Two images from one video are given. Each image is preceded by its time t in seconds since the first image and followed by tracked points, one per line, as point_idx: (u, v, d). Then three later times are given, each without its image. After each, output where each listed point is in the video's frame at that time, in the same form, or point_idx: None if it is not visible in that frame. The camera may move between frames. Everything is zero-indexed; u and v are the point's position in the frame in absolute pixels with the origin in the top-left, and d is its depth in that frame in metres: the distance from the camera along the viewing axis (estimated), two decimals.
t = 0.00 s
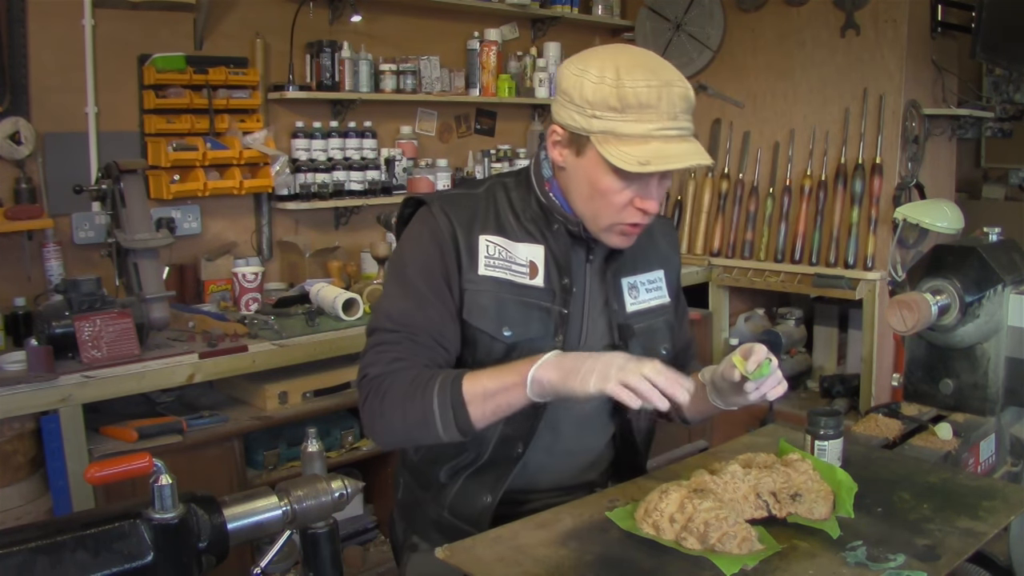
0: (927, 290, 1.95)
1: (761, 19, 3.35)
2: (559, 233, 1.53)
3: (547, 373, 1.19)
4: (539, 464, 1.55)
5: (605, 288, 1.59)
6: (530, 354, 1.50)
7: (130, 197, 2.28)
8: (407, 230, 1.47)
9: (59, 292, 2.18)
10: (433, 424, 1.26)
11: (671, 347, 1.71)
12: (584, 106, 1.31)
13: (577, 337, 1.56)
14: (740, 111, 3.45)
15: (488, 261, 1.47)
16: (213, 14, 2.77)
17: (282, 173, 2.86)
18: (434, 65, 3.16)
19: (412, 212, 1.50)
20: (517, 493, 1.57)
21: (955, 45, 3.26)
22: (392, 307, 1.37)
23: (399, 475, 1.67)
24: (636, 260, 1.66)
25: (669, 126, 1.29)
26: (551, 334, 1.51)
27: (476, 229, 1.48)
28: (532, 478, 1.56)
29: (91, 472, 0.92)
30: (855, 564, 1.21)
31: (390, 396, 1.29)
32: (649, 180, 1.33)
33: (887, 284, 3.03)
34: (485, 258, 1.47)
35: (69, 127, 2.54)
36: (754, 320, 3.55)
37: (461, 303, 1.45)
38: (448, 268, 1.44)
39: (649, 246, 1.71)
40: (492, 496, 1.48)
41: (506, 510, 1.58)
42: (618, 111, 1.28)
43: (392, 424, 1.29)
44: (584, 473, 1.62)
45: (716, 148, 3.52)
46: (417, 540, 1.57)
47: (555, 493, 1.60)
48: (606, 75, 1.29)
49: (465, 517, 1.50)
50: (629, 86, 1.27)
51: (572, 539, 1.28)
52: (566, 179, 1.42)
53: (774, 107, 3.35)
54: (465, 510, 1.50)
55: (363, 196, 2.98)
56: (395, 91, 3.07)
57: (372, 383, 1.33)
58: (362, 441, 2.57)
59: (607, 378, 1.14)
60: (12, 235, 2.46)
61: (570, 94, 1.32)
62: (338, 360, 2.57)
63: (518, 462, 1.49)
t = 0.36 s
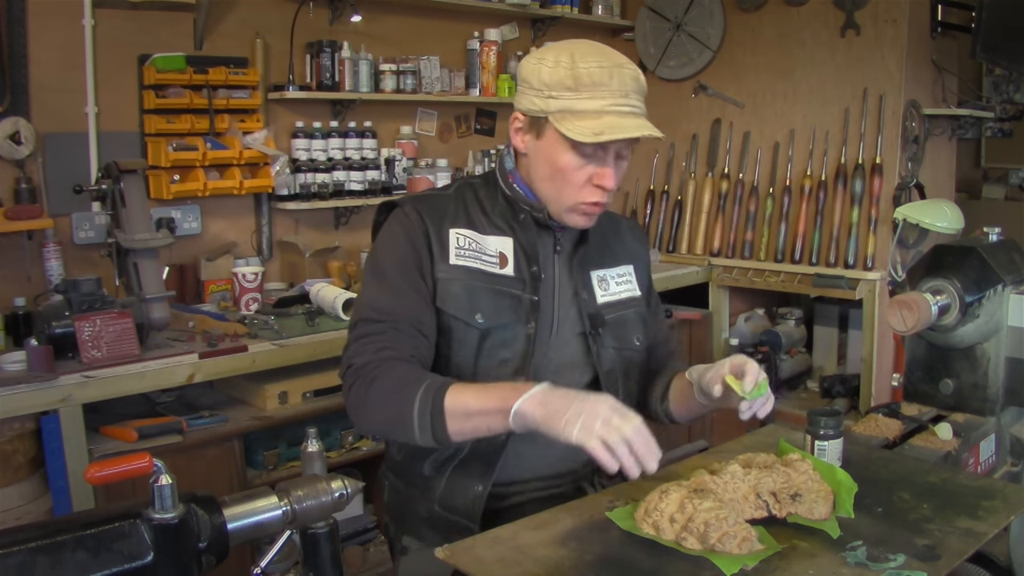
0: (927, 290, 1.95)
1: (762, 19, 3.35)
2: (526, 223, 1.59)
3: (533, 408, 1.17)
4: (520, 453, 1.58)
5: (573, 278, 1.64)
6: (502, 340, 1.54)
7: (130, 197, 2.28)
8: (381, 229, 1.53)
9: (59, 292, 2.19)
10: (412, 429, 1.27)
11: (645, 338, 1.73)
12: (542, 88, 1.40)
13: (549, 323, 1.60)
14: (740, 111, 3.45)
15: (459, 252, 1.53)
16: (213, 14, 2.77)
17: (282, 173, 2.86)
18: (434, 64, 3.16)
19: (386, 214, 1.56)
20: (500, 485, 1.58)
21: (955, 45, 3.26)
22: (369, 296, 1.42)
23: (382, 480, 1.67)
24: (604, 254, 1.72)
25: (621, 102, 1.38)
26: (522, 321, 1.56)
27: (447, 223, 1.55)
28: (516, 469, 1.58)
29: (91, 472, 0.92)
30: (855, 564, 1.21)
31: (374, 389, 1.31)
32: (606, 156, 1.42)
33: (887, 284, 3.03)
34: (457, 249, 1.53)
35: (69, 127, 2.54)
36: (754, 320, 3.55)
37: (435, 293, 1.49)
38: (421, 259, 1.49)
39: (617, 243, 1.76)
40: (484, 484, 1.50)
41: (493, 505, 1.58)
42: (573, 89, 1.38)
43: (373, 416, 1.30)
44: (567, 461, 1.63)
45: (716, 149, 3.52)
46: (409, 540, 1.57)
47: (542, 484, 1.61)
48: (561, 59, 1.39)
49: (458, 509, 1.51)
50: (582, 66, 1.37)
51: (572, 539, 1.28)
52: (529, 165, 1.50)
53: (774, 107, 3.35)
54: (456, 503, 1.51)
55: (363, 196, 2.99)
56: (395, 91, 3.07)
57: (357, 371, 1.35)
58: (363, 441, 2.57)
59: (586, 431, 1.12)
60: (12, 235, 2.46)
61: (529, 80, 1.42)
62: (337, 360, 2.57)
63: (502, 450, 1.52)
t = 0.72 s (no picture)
0: (927, 290, 1.95)
1: (762, 19, 3.35)
2: (511, 219, 1.61)
3: (544, 374, 1.19)
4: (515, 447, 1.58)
5: (559, 274, 1.64)
6: (494, 334, 1.55)
7: (130, 197, 2.28)
8: (371, 227, 1.54)
9: (59, 292, 2.19)
10: (418, 395, 1.27)
11: (635, 330, 1.73)
12: (514, 73, 1.47)
13: (539, 316, 1.60)
14: (740, 111, 3.44)
15: (451, 245, 1.53)
16: (213, 14, 2.77)
17: (282, 173, 2.86)
18: (434, 64, 3.16)
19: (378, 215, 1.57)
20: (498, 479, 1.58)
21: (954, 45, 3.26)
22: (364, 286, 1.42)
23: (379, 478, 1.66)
24: (592, 250, 1.72)
25: (581, 86, 1.42)
26: (513, 313, 1.56)
27: (437, 219, 1.56)
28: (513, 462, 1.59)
29: (91, 472, 0.92)
30: (855, 564, 1.21)
31: (381, 356, 1.32)
32: (566, 137, 1.46)
33: (887, 284, 3.03)
34: (448, 243, 1.54)
35: (69, 127, 2.54)
36: (754, 320, 3.52)
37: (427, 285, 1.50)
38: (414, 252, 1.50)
39: (605, 239, 1.77)
40: (486, 476, 1.51)
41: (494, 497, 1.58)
42: (538, 72, 1.44)
43: (378, 384, 1.31)
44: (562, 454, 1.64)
45: (715, 148, 3.52)
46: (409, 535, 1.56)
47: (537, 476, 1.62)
48: (534, 49, 1.46)
49: (458, 502, 1.52)
50: (550, 53, 1.44)
51: (572, 539, 1.28)
52: (504, 150, 1.57)
53: (773, 107, 3.35)
54: (456, 495, 1.52)
55: (363, 197, 2.99)
56: (396, 91, 3.07)
57: (364, 341, 1.36)
58: (363, 441, 2.57)
59: (602, 388, 1.14)
60: (12, 235, 2.46)
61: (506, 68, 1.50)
62: (337, 360, 2.57)
63: (500, 439, 1.53)
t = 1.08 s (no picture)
0: (927, 291, 1.95)
1: (762, 19, 3.35)
2: (514, 221, 1.61)
3: (558, 382, 1.18)
4: (517, 449, 1.58)
5: (561, 275, 1.64)
6: (496, 336, 1.55)
7: (130, 196, 2.28)
8: (374, 228, 1.54)
9: (59, 292, 2.19)
10: (426, 398, 1.26)
11: (636, 331, 1.73)
12: (517, 74, 1.47)
13: (541, 318, 1.60)
14: (740, 111, 3.44)
15: (453, 247, 1.53)
16: (213, 14, 2.77)
17: (282, 173, 2.86)
18: (434, 65, 3.16)
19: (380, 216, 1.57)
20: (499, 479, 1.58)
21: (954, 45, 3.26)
22: (368, 288, 1.42)
23: (382, 478, 1.67)
24: (593, 251, 1.72)
25: (584, 89, 1.42)
26: (516, 316, 1.57)
27: (439, 221, 1.56)
28: (514, 463, 1.58)
29: (91, 472, 0.92)
30: (855, 564, 1.21)
31: (388, 358, 1.31)
32: (568, 140, 1.46)
33: (887, 284, 3.04)
34: (451, 245, 1.54)
35: (69, 127, 2.54)
36: (754, 320, 3.52)
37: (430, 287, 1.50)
38: (417, 253, 1.50)
39: (607, 239, 1.77)
40: (485, 477, 1.51)
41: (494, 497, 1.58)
42: (540, 74, 1.43)
43: (385, 385, 1.30)
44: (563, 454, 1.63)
45: (716, 148, 3.52)
46: (411, 535, 1.57)
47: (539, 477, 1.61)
48: (537, 49, 1.46)
49: (458, 504, 1.51)
50: (553, 55, 1.43)
51: (572, 539, 1.28)
52: (506, 151, 1.57)
53: (773, 106, 3.35)
54: (457, 497, 1.51)
55: (363, 197, 2.99)
56: (396, 91, 3.07)
57: (370, 342, 1.35)
58: (363, 441, 2.57)
59: (622, 393, 1.14)
60: (12, 235, 2.46)
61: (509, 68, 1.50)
62: (337, 360, 2.57)
63: (501, 442, 1.52)
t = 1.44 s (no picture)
0: (927, 290, 1.95)
1: (762, 19, 3.35)
2: (518, 225, 1.60)
3: (572, 414, 1.23)
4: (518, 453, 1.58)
5: (565, 280, 1.64)
6: (501, 343, 1.55)
7: (130, 196, 2.28)
8: (377, 232, 1.53)
9: (59, 292, 2.19)
10: (436, 420, 1.28)
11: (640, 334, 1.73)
12: (524, 85, 1.43)
13: (545, 324, 1.60)
14: (740, 111, 3.44)
15: (456, 253, 1.54)
16: (213, 14, 2.77)
17: (282, 173, 2.86)
18: (434, 64, 3.16)
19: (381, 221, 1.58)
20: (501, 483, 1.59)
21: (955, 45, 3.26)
22: (371, 296, 1.42)
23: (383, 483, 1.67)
24: (597, 253, 1.72)
25: (601, 101, 1.40)
26: (520, 322, 1.57)
27: (443, 226, 1.56)
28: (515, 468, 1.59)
29: (91, 472, 0.92)
30: (855, 564, 1.21)
31: (399, 375, 1.32)
32: (585, 154, 1.43)
33: (887, 284, 3.04)
34: (454, 250, 1.54)
35: (69, 127, 2.54)
36: (754, 319, 3.51)
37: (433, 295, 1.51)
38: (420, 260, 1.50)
39: (611, 240, 1.77)
40: (485, 484, 1.51)
41: (497, 499, 1.58)
42: (553, 86, 1.41)
43: (395, 403, 1.31)
44: (566, 459, 1.63)
45: (716, 148, 3.52)
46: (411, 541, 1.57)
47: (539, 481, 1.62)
48: (544, 57, 1.42)
49: (458, 510, 1.51)
50: (564, 65, 1.40)
51: (572, 539, 1.28)
52: (513, 161, 1.53)
53: (774, 107, 3.34)
54: (458, 504, 1.51)
55: (362, 196, 2.99)
56: (395, 91, 3.07)
57: (380, 356, 1.36)
58: (363, 441, 2.57)
59: (633, 433, 1.20)
60: (12, 235, 2.46)
61: (513, 77, 1.45)
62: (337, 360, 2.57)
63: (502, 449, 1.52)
